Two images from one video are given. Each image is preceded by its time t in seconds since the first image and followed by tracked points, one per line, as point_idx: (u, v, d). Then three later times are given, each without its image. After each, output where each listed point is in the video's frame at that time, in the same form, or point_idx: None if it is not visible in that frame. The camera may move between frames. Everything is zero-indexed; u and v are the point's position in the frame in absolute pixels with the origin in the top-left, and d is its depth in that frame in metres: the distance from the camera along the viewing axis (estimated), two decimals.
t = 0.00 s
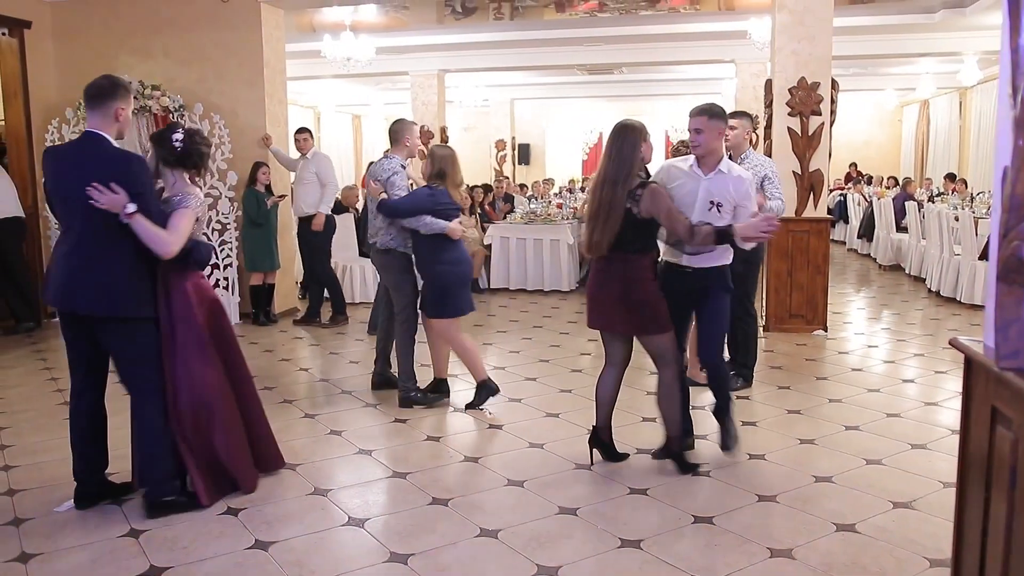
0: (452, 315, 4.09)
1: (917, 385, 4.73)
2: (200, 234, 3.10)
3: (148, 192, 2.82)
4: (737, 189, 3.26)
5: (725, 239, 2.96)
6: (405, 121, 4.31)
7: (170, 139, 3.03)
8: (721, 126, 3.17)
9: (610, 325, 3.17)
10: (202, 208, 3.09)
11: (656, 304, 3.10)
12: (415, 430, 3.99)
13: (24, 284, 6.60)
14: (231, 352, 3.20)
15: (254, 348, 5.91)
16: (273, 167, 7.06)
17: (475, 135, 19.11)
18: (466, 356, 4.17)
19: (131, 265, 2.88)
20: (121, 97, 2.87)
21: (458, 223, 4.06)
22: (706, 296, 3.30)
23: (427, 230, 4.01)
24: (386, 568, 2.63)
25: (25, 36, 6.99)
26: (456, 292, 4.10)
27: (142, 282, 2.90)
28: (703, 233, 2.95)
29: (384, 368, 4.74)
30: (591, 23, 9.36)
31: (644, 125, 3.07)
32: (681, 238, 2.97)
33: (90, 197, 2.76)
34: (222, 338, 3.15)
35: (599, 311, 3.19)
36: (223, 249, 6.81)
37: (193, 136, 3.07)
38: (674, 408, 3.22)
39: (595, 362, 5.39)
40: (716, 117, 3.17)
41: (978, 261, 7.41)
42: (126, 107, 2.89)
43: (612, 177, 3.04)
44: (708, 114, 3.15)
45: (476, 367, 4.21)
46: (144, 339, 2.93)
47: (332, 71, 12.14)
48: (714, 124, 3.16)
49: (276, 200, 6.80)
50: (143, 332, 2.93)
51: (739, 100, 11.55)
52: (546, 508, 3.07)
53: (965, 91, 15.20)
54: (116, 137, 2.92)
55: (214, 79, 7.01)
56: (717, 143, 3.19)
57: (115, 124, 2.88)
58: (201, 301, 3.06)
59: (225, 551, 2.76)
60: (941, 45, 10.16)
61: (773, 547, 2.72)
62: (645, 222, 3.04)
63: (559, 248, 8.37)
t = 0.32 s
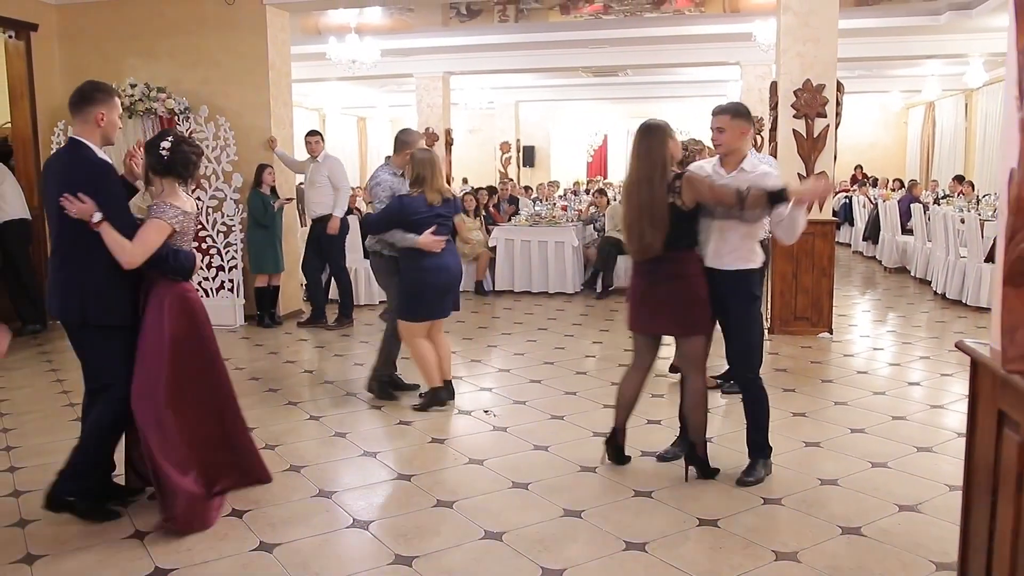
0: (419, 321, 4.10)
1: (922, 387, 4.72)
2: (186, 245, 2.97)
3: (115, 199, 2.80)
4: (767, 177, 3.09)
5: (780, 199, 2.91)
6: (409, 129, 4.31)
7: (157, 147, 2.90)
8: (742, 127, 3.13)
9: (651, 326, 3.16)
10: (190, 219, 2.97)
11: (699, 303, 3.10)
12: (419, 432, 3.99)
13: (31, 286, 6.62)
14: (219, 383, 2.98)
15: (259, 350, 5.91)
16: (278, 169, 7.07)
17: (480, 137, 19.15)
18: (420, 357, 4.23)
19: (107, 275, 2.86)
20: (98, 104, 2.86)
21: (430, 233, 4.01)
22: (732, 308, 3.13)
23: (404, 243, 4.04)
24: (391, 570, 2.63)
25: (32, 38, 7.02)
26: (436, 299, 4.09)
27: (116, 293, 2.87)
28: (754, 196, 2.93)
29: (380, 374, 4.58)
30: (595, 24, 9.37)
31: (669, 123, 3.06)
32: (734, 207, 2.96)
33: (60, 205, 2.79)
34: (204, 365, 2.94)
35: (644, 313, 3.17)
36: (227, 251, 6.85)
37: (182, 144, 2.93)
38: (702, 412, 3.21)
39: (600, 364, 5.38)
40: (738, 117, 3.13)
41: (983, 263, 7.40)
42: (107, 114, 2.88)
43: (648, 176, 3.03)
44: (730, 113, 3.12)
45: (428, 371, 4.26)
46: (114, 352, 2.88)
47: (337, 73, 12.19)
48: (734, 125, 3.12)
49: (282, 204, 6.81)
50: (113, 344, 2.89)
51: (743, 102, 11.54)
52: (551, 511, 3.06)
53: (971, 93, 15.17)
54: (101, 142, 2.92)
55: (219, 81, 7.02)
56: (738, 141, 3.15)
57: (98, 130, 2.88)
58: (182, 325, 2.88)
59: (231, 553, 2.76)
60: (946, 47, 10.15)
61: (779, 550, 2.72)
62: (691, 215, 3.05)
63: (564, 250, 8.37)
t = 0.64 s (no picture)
0: (388, 330, 4.12)
1: (929, 391, 4.70)
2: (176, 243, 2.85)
3: (98, 196, 2.71)
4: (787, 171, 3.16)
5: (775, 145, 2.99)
6: (401, 133, 4.24)
7: (143, 144, 2.81)
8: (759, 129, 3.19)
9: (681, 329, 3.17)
10: (180, 216, 2.86)
11: (733, 312, 3.11)
12: (425, 435, 3.99)
13: (38, 289, 6.64)
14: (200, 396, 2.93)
15: (265, 353, 5.93)
16: (284, 172, 7.08)
17: (486, 140, 19.19)
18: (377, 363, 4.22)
19: (90, 273, 2.79)
20: (87, 99, 2.76)
21: (393, 241, 3.98)
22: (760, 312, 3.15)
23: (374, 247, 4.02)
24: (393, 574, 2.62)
25: (39, 42, 7.06)
26: (402, 307, 4.04)
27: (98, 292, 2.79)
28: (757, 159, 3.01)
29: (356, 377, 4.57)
30: (601, 27, 9.37)
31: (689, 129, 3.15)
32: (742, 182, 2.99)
33: (47, 203, 2.73)
34: (189, 380, 2.87)
35: (675, 315, 3.18)
36: (233, 254, 6.87)
37: (168, 138, 2.82)
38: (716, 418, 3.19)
39: (606, 367, 5.38)
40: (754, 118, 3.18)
41: (989, 267, 7.38)
42: (95, 110, 2.78)
43: (662, 182, 3.09)
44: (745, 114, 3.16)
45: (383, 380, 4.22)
46: (92, 355, 2.81)
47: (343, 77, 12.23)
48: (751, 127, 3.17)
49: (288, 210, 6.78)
50: (89, 346, 2.81)
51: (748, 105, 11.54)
52: (556, 515, 3.06)
53: (977, 96, 15.14)
54: (93, 138, 2.84)
55: (225, 84, 7.04)
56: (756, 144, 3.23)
57: (87, 126, 2.79)
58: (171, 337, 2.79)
59: (237, 556, 2.76)
60: (952, 50, 10.13)
61: (784, 554, 2.71)
62: (707, 216, 3.06)
63: (569, 253, 8.37)
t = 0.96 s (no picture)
0: (376, 329, 4.12)
1: (933, 394, 4.70)
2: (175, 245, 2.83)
3: (93, 197, 2.71)
4: (785, 183, 3.13)
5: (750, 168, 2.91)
6: (391, 128, 4.32)
7: (136, 147, 2.78)
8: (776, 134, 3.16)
9: (683, 322, 3.19)
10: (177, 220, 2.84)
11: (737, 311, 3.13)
12: (428, 438, 3.99)
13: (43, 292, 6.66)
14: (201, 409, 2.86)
15: (268, 356, 5.93)
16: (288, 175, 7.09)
17: (489, 143, 19.16)
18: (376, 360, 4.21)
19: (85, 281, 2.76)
20: (80, 100, 2.75)
21: (375, 237, 3.99)
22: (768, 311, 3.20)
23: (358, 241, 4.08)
24: None
25: (44, 46, 7.10)
26: (375, 304, 4.05)
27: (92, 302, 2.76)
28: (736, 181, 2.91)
29: (362, 382, 4.54)
30: (604, 30, 9.38)
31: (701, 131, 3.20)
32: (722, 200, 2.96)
33: (42, 205, 2.72)
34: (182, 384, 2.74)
35: (680, 311, 3.19)
36: (237, 257, 6.89)
37: (162, 141, 2.80)
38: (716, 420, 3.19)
39: (609, 370, 5.38)
40: (773, 124, 3.15)
41: (994, 270, 7.36)
42: (89, 112, 2.77)
43: (671, 184, 3.17)
44: (762, 121, 3.15)
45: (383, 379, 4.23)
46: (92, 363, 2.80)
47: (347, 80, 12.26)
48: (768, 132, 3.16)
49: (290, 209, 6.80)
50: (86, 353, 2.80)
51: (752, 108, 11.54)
52: (559, 517, 3.06)
53: (981, 98, 15.12)
54: (87, 139, 2.82)
55: (229, 88, 7.05)
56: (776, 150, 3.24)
57: (81, 127, 2.78)
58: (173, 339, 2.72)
59: (240, 558, 2.76)
60: (957, 52, 10.12)
61: (788, 557, 2.71)
62: (705, 219, 3.09)
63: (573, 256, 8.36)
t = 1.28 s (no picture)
0: (382, 332, 4.11)
1: (945, 396, 4.67)
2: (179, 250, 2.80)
3: (96, 203, 2.68)
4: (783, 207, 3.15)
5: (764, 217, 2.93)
6: (405, 133, 4.33)
7: (142, 150, 2.75)
8: (793, 136, 3.22)
9: (688, 322, 3.27)
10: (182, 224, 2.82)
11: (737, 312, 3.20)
12: (438, 439, 3.99)
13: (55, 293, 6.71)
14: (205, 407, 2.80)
15: (279, 356, 5.95)
16: (298, 176, 7.11)
17: (499, 144, 19.21)
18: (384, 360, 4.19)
19: (87, 285, 2.75)
20: (84, 105, 2.76)
21: (387, 241, 4.00)
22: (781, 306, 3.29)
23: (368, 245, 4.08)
24: None
25: (56, 49, 7.15)
26: (384, 307, 4.05)
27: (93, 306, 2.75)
28: (741, 221, 2.96)
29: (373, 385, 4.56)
30: (614, 31, 9.38)
31: (712, 132, 3.21)
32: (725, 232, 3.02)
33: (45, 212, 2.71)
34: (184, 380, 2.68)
35: (681, 312, 3.29)
36: (248, 258, 6.90)
37: (168, 145, 2.79)
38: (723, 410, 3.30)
39: (618, 372, 5.37)
40: (788, 127, 3.22)
41: (1006, 272, 7.32)
42: (91, 117, 2.78)
43: (676, 185, 3.19)
44: (778, 123, 3.21)
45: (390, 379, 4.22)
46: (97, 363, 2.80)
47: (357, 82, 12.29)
48: (784, 134, 3.22)
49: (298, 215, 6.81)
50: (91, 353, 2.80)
51: (762, 110, 11.53)
52: (568, 519, 3.06)
53: (994, 99, 15.04)
54: (89, 144, 2.83)
55: (240, 90, 7.08)
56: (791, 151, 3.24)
57: (85, 132, 2.79)
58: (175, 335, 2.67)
59: (252, 558, 2.78)
60: (969, 53, 10.06)
61: (798, 560, 2.70)
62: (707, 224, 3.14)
63: (583, 257, 8.36)
